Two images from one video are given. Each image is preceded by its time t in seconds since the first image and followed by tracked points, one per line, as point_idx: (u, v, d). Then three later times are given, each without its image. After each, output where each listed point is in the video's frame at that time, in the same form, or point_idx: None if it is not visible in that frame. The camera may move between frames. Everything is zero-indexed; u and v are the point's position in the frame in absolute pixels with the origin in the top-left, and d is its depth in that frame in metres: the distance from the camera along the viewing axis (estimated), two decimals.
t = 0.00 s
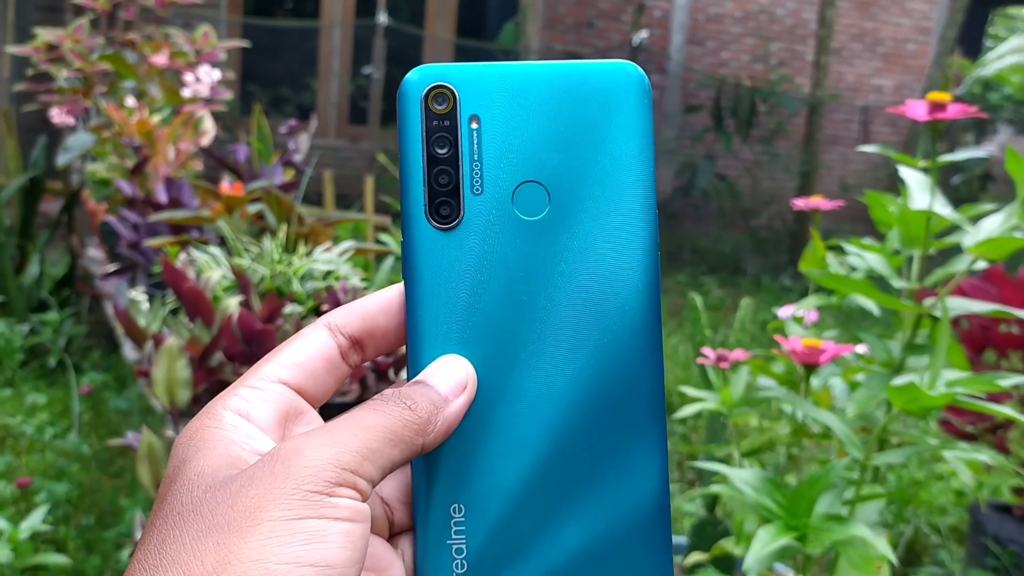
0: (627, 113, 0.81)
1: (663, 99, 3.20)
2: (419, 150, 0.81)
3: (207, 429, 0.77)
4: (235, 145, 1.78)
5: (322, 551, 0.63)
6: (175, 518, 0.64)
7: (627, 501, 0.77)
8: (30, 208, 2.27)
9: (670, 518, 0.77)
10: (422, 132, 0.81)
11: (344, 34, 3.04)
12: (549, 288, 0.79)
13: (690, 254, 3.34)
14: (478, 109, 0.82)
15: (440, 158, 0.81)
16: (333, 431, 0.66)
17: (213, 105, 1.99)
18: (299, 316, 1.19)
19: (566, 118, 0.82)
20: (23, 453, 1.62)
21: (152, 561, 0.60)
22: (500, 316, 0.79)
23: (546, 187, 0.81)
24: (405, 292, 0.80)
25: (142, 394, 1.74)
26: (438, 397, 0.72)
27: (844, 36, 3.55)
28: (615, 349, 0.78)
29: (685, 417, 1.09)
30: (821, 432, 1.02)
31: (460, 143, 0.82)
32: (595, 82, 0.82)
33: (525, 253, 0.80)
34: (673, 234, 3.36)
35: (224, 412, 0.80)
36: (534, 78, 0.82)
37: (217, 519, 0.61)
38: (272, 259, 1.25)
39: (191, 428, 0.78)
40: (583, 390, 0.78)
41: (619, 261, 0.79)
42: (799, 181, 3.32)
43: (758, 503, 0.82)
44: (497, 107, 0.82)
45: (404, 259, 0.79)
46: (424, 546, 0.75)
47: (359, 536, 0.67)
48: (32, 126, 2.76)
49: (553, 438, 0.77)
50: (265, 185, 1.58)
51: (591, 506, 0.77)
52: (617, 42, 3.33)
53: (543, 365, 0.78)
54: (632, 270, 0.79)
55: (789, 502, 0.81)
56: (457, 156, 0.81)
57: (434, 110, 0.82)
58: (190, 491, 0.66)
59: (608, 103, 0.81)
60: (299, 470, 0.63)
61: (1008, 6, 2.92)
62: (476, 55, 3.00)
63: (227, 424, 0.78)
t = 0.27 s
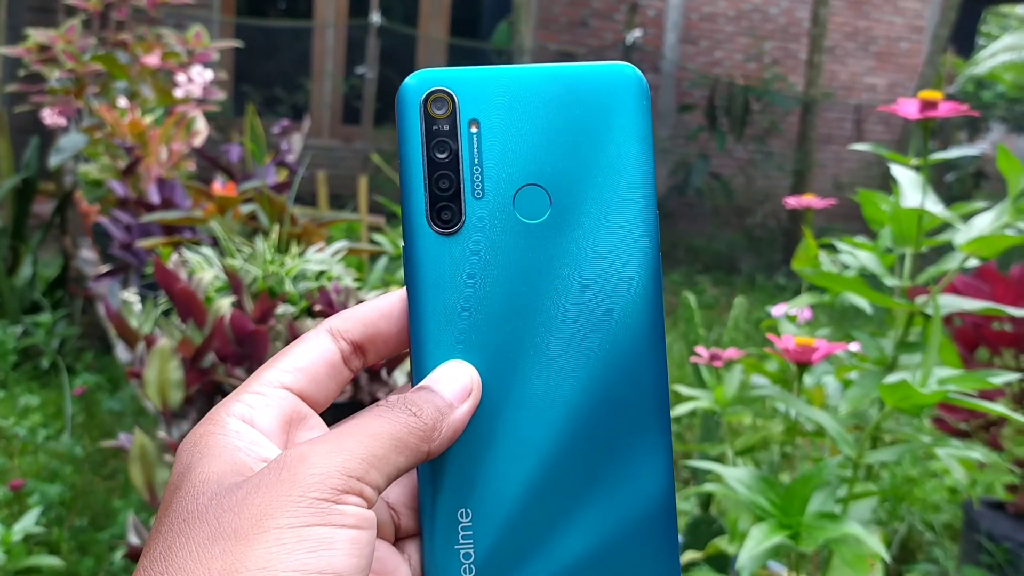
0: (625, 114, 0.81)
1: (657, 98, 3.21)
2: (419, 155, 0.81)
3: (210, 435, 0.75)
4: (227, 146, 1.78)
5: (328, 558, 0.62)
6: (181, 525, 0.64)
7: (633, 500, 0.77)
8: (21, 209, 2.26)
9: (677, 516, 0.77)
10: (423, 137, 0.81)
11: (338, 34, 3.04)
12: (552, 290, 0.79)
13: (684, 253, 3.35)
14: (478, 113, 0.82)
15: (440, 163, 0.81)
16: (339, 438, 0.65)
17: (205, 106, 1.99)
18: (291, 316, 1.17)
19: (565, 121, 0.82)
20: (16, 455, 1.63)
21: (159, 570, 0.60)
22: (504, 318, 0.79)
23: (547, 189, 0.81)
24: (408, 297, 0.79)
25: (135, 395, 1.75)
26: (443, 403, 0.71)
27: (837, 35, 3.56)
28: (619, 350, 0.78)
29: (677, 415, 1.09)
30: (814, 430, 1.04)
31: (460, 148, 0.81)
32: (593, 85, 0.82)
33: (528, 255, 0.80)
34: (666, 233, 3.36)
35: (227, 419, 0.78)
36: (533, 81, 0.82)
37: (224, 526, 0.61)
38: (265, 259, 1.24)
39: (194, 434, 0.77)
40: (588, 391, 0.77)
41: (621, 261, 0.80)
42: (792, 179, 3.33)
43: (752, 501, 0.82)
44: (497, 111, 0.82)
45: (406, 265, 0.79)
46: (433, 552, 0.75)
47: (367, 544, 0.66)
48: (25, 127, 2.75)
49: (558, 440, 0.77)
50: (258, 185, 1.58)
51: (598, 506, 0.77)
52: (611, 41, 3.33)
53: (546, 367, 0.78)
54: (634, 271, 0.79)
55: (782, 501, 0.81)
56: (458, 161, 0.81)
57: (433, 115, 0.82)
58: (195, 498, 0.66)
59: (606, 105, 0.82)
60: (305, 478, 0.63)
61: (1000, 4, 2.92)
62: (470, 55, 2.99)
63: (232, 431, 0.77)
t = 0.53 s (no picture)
0: (636, 116, 0.79)
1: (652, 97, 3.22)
2: (431, 161, 0.79)
3: (224, 441, 0.73)
4: (222, 145, 1.78)
5: (347, 566, 0.60)
6: (198, 533, 0.62)
7: (650, 508, 0.75)
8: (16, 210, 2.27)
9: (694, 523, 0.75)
10: (434, 142, 0.80)
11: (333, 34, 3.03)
12: (565, 294, 0.77)
13: (680, 251, 3.32)
14: (489, 117, 0.80)
15: (452, 167, 0.80)
16: (357, 444, 0.64)
17: (200, 105, 1.99)
18: (286, 315, 1.18)
19: (578, 122, 0.80)
20: (11, 455, 1.64)
21: None
22: (518, 324, 0.77)
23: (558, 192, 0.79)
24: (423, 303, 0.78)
25: (131, 395, 1.75)
26: (459, 409, 0.70)
27: (833, 34, 3.58)
28: (633, 355, 0.76)
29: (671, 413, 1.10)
30: (810, 428, 1.05)
31: (472, 152, 0.80)
32: (604, 87, 0.80)
33: (540, 260, 0.78)
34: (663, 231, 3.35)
35: (242, 423, 0.76)
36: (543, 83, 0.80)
37: (242, 533, 0.59)
38: (260, 259, 1.26)
39: (207, 441, 0.75)
40: (603, 396, 0.76)
41: (635, 265, 0.77)
42: (788, 178, 3.33)
43: (747, 499, 0.82)
44: (508, 115, 0.80)
45: (420, 271, 0.78)
46: (450, 559, 0.73)
47: (385, 554, 0.64)
48: (19, 127, 2.75)
49: (574, 447, 0.75)
50: (253, 185, 1.58)
51: (614, 514, 0.75)
52: (607, 40, 3.34)
53: (560, 373, 0.76)
54: (649, 274, 0.77)
55: (776, 499, 0.81)
56: (470, 165, 0.80)
57: (444, 120, 0.80)
58: (210, 508, 0.64)
59: (617, 107, 0.79)
60: (324, 483, 0.61)
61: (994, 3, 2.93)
62: (465, 54, 2.98)
63: (248, 436, 0.74)
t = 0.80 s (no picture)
0: (642, 104, 0.76)
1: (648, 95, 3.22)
2: (439, 162, 0.76)
3: (244, 445, 0.72)
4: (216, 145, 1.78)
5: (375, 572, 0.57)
6: (220, 541, 0.60)
7: (685, 507, 0.71)
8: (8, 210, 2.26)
9: (731, 517, 0.71)
10: (441, 144, 0.76)
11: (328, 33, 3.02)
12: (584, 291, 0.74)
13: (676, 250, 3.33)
14: (495, 116, 0.77)
15: (462, 168, 0.76)
16: (382, 448, 0.61)
17: (194, 105, 1.99)
18: (279, 314, 1.18)
19: (586, 115, 0.77)
20: (6, 455, 1.63)
21: None
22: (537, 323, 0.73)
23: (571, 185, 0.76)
24: (440, 309, 0.74)
25: (125, 395, 1.74)
26: (484, 412, 0.66)
27: (828, 32, 3.58)
28: (654, 350, 0.72)
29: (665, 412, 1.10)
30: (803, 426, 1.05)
31: (480, 152, 0.76)
32: (607, 77, 0.77)
33: (556, 256, 0.75)
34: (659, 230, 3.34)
35: (262, 426, 0.75)
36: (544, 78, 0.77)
37: (266, 539, 0.57)
38: (253, 258, 1.25)
39: (228, 445, 0.73)
40: (629, 395, 0.72)
41: (653, 255, 0.74)
42: (783, 176, 3.29)
43: (741, 498, 0.83)
44: (514, 111, 0.77)
45: (436, 276, 0.74)
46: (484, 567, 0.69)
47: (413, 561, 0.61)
48: (14, 127, 2.74)
49: (601, 450, 0.71)
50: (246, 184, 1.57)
51: (648, 516, 0.71)
52: (602, 39, 3.34)
53: (579, 373, 0.73)
54: (670, 263, 0.74)
55: (771, 497, 0.81)
56: (479, 164, 0.76)
57: (450, 121, 0.76)
58: (234, 513, 0.62)
59: (625, 97, 0.76)
60: (349, 490, 0.58)
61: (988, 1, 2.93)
62: (460, 52, 2.97)
63: (268, 440, 0.73)
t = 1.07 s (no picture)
0: (633, 95, 0.76)
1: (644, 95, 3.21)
2: (434, 159, 0.74)
3: (253, 444, 0.71)
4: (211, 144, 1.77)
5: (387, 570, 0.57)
6: (231, 539, 0.60)
7: (703, 493, 0.70)
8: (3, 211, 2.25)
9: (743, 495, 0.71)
10: (436, 141, 0.74)
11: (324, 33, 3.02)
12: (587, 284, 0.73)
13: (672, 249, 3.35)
14: (488, 110, 0.75)
15: (457, 164, 0.74)
16: (393, 446, 0.60)
17: (190, 104, 1.99)
18: (274, 315, 1.18)
19: (579, 104, 0.76)
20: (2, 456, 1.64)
21: None
22: (541, 316, 0.72)
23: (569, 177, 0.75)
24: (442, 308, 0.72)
25: (121, 396, 1.74)
26: (494, 409, 0.65)
27: (823, 31, 3.58)
28: (661, 338, 0.72)
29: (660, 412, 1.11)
30: (799, 424, 1.06)
31: (475, 147, 0.75)
32: (597, 69, 0.76)
33: (559, 248, 0.74)
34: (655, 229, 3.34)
35: (270, 425, 0.74)
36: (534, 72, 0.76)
37: (277, 537, 0.57)
38: (248, 259, 1.24)
39: (238, 444, 0.73)
40: (637, 384, 0.71)
41: (654, 243, 0.74)
42: (779, 174, 3.33)
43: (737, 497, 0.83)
44: (506, 104, 0.76)
45: (438, 276, 0.72)
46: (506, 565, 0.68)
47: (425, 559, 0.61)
48: (10, 128, 2.74)
49: (615, 442, 0.70)
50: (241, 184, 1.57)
51: (667, 505, 0.70)
52: (598, 38, 3.34)
53: (584, 368, 0.71)
54: (671, 247, 0.73)
55: (766, 496, 0.81)
56: (475, 160, 0.74)
57: (444, 118, 0.75)
58: (245, 512, 0.62)
59: (615, 85, 0.76)
60: (360, 488, 0.57)
61: None
62: (455, 51, 2.97)
63: (277, 439, 0.72)
